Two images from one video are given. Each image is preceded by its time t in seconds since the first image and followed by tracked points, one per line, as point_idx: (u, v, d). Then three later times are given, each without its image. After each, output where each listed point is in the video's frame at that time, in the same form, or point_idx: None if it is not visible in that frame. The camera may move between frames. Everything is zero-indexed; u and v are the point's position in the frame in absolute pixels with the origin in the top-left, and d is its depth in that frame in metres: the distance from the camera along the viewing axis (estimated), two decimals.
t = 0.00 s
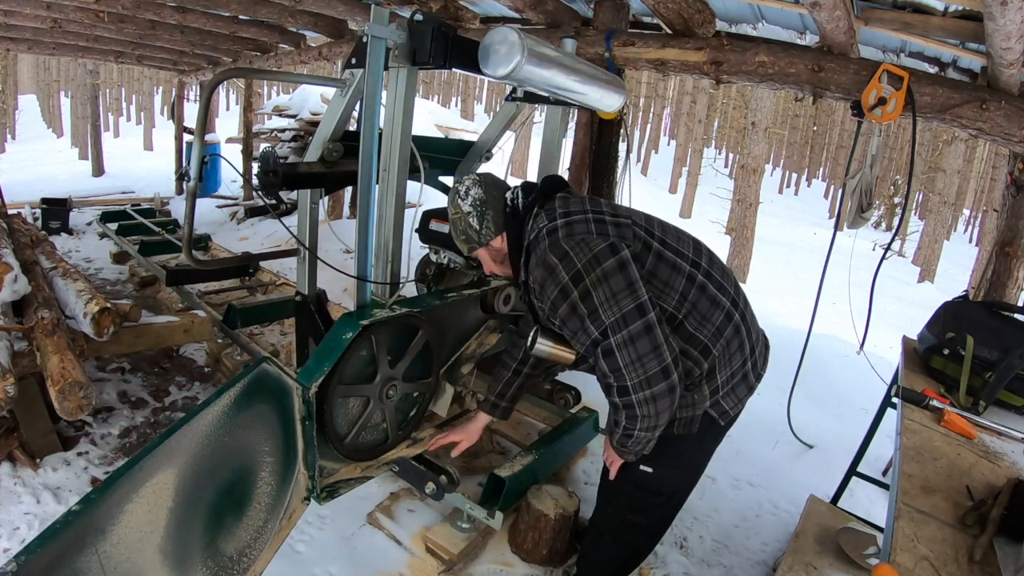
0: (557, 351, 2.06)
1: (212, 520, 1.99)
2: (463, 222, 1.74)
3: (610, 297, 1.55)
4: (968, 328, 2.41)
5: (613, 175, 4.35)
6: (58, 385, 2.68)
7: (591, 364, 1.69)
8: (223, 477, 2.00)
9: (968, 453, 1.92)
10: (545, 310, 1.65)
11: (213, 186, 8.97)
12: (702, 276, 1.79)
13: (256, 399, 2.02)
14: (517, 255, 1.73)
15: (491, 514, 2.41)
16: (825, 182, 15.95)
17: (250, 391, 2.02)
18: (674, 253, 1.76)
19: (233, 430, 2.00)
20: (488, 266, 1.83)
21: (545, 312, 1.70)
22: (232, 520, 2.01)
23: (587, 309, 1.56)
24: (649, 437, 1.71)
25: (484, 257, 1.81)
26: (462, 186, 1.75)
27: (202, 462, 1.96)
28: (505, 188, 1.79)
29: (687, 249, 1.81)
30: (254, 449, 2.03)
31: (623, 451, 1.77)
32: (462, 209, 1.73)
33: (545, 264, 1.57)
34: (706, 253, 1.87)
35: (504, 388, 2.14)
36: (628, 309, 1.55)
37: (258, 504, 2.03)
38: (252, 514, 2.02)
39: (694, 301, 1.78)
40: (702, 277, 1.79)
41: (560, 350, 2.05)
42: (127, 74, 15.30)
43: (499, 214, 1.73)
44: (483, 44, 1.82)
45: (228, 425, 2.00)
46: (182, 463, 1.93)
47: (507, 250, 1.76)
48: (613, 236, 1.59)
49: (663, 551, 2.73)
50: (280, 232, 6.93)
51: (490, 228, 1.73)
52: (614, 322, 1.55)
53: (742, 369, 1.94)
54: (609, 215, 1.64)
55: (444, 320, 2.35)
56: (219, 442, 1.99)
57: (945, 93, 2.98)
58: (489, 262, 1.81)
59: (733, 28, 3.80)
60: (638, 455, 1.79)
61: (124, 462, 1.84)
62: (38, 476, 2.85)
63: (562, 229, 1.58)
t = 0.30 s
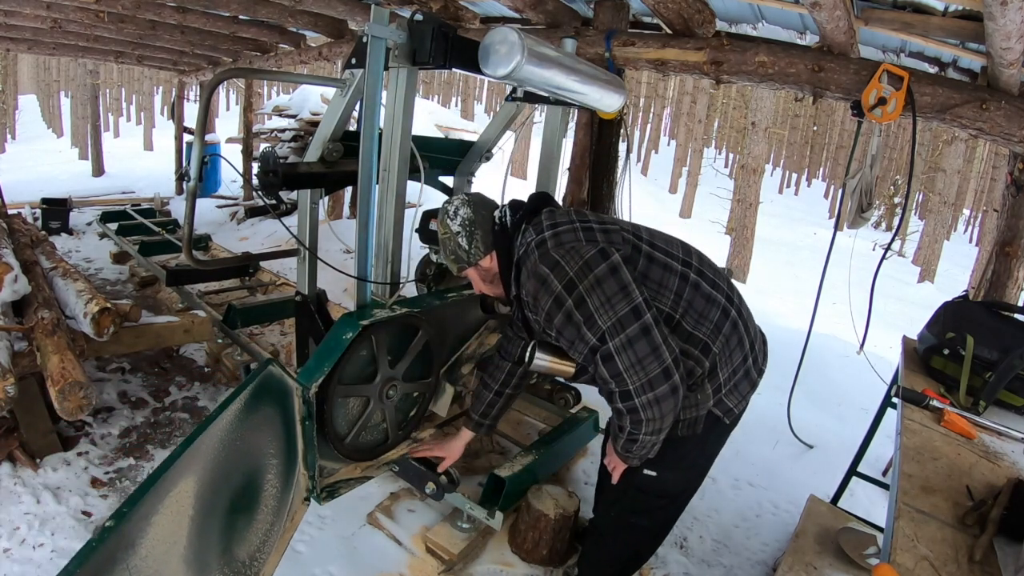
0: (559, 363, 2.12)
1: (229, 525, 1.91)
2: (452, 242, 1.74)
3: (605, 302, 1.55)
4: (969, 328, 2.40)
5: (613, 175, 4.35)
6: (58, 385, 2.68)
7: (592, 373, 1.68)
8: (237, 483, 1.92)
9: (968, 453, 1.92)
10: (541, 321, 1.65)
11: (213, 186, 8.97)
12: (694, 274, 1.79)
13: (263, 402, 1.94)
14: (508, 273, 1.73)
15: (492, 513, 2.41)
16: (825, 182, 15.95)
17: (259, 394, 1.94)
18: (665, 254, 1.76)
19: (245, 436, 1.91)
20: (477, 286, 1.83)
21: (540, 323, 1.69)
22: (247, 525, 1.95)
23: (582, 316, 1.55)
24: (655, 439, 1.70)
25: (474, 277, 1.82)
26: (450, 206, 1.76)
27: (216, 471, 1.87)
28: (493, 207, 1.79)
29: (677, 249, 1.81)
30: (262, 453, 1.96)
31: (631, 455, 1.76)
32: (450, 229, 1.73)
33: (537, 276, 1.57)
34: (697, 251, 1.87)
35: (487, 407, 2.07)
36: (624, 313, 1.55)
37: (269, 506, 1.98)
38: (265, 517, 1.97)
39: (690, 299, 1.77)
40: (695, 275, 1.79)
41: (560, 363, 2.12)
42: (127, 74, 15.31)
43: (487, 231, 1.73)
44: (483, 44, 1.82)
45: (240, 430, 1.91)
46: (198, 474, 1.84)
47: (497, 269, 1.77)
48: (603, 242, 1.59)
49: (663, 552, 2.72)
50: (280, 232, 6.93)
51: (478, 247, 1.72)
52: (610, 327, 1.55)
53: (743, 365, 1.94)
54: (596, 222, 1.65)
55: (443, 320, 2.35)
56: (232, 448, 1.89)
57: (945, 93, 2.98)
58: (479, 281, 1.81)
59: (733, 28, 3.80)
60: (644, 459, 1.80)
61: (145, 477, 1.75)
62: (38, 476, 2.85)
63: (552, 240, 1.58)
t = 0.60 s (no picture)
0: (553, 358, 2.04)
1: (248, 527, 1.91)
2: (450, 233, 1.75)
3: (600, 302, 1.55)
4: (969, 328, 2.41)
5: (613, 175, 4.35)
6: (58, 385, 2.68)
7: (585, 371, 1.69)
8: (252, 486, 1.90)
9: (968, 453, 1.92)
10: (536, 317, 1.65)
11: (213, 186, 8.97)
12: (691, 274, 1.80)
13: (271, 404, 1.91)
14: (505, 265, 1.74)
15: (492, 514, 2.41)
16: (825, 182, 15.96)
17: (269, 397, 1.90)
18: (662, 253, 1.76)
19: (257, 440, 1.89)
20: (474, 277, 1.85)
21: (536, 319, 1.70)
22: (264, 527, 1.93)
23: (577, 313, 1.55)
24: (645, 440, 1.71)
25: (471, 268, 1.83)
26: (450, 197, 1.78)
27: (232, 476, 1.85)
28: (492, 201, 1.79)
29: (674, 248, 1.81)
30: (271, 455, 1.92)
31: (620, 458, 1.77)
32: (449, 220, 1.74)
33: (534, 273, 1.58)
34: (695, 252, 1.87)
35: (497, 399, 2.20)
36: (619, 312, 1.55)
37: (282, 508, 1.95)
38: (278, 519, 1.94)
39: (685, 300, 1.78)
40: (692, 275, 1.80)
41: (554, 359, 2.03)
42: (127, 74, 15.31)
43: (483, 224, 1.75)
44: (482, 44, 1.82)
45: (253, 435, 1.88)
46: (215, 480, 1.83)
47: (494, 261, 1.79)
48: (599, 240, 1.59)
49: (663, 552, 2.73)
50: (280, 232, 6.93)
51: (476, 239, 1.74)
52: (605, 326, 1.55)
53: (738, 364, 1.94)
54: (593, 220, 1.65)
55: (444, 321, 2.35)
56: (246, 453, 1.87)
57: (945, 93, 2.98)
58: (477, 272, 1.83)
59: (733, 28, 3.80)
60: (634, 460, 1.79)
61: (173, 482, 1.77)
62: (38, 476, 2.85)
63: (547, 237, 1.58)
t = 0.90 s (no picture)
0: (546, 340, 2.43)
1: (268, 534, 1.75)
2: (458, 205, 1.77)
3: (598, 285, 1.49)
4: (969, 329, 2.41)
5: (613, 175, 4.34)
6: (58, 385, 2.68)
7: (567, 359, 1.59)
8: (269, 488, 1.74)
9: (968, 453, 1.92)
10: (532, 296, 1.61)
11: (213, 186, 8.97)
12: (695, 274, 1.79)
13: (280, 402, 1.78)
14: (511, 241, 1.74)
15: (492, 513, 2.37)
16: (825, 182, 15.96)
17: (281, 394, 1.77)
18: (669, 249, 1.75)
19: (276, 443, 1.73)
20: (476, 251, 1.83)
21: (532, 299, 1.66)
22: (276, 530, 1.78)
23: (573, 294, 1.49)
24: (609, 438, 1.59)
25: (476, 241, 1.82)
26: (459, 170, 1.79)
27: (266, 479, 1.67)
28: (502, 177, 1.83)
29: (682, 245, 1.80)
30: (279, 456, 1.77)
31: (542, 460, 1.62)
32: (457, 190, 1.76)
33: (536, 250, 1.55)
34: (701, 251, 1.88)
35: (540, 381, 2.64)
36: (617, 297, 1.49)
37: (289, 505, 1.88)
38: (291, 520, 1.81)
39: (687, 298, 1.78)
40: (696, 274, 1.80)
41: (544, 344, 2.45)
42: (127, 74, 15.32)
43: (492, 201, 1.77)
44: (483, 44, 1.82)
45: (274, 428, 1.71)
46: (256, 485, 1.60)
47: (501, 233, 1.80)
48: (607, 228, 1.57)
49: (663, 552, 2.72)
50: (280, 232, 6.93)
51: (486, 211, 1.77)
52: (599, 309, 1.48)
53: (735, 367, 1.95)
54: (604, 208, 1.65)
55: (444, 320, 2.34)
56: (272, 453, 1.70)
57: (945, 93, 2.98)
58: (483, 246, 1.82)
59: (733, 28, 3.80)
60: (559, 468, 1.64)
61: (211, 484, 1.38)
62: (38, 476, 2.85)
63: (554, 218, 1.57)
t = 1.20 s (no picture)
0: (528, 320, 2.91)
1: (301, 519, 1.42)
2: (472, 173, 1.72)
3: (588, 263, 1.43)
4: (969, 329, 2.40)
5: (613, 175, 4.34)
6: (58, 385, 2.68)
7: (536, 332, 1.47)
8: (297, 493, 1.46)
9: (968, 453, 1.92)
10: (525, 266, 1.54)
11: (213, 186, 8.97)
12: (700, 274, 1.80)
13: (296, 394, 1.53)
14: (523, 215, 1.72)
15: (492, 514, 2.40)
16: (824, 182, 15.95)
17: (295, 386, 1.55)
18: (677, 247, 1.75)
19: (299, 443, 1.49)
20: (488, 223, 1.76)
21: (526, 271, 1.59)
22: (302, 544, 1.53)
23: (563, 264, 1.42)
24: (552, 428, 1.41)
25: (489, 212, 1.76)
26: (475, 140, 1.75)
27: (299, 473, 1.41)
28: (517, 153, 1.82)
29: (690, 244, 1.81)
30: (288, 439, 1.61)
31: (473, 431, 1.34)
32: (473, 160, 1.71)
33: (538, 222, 1.51)
34: (708, 251, 1.89)
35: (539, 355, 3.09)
36: (603, 277, 1.42)
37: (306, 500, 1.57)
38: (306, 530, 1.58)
39: (690, 298, 1.78)
40: (700, 274, 1.80)
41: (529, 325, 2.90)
42: (127, 74, 15.32)
43: (507, 170, 1.73)
44: (483, 44, 1.82)
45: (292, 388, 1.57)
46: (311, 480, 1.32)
47: (515, 205, 1.75)
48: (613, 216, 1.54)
49: (663, 552, 2.72)
50: (280, 232, 6.93)
51: (501, 180, 1.72)
52: (581, 282, 1.40)
53: (733, 372, 1.95)
54: (616, 196, 1.64)
55: (444, 321, 2.34)
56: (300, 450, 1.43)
57: (945, 93, 2.99)
58: (496, 217, 1.75)
59: (733, 28, 3.80)
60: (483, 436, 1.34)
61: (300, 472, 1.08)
62: (38, 476, 2.85)
63: (563, 197, 1.55)
